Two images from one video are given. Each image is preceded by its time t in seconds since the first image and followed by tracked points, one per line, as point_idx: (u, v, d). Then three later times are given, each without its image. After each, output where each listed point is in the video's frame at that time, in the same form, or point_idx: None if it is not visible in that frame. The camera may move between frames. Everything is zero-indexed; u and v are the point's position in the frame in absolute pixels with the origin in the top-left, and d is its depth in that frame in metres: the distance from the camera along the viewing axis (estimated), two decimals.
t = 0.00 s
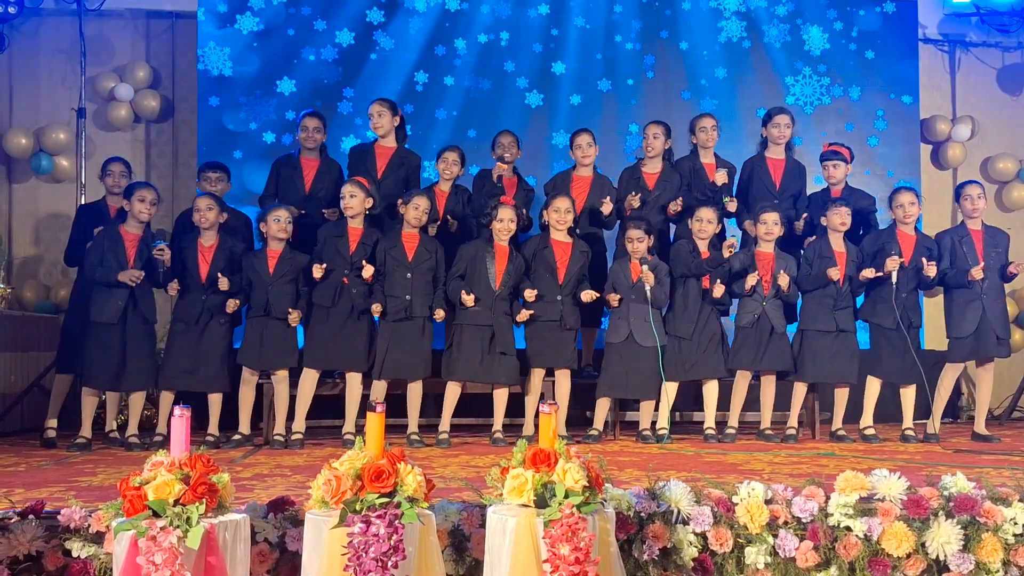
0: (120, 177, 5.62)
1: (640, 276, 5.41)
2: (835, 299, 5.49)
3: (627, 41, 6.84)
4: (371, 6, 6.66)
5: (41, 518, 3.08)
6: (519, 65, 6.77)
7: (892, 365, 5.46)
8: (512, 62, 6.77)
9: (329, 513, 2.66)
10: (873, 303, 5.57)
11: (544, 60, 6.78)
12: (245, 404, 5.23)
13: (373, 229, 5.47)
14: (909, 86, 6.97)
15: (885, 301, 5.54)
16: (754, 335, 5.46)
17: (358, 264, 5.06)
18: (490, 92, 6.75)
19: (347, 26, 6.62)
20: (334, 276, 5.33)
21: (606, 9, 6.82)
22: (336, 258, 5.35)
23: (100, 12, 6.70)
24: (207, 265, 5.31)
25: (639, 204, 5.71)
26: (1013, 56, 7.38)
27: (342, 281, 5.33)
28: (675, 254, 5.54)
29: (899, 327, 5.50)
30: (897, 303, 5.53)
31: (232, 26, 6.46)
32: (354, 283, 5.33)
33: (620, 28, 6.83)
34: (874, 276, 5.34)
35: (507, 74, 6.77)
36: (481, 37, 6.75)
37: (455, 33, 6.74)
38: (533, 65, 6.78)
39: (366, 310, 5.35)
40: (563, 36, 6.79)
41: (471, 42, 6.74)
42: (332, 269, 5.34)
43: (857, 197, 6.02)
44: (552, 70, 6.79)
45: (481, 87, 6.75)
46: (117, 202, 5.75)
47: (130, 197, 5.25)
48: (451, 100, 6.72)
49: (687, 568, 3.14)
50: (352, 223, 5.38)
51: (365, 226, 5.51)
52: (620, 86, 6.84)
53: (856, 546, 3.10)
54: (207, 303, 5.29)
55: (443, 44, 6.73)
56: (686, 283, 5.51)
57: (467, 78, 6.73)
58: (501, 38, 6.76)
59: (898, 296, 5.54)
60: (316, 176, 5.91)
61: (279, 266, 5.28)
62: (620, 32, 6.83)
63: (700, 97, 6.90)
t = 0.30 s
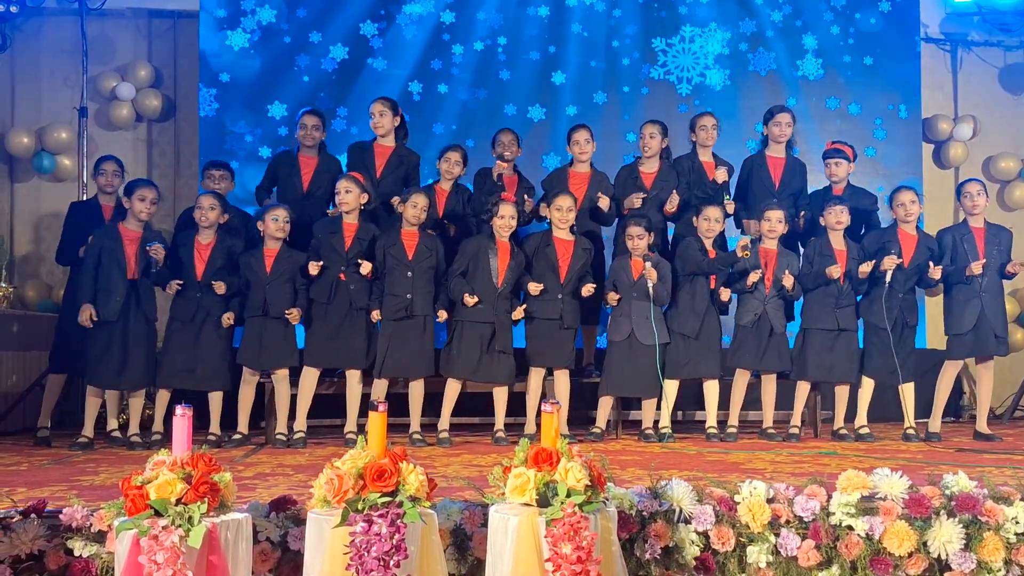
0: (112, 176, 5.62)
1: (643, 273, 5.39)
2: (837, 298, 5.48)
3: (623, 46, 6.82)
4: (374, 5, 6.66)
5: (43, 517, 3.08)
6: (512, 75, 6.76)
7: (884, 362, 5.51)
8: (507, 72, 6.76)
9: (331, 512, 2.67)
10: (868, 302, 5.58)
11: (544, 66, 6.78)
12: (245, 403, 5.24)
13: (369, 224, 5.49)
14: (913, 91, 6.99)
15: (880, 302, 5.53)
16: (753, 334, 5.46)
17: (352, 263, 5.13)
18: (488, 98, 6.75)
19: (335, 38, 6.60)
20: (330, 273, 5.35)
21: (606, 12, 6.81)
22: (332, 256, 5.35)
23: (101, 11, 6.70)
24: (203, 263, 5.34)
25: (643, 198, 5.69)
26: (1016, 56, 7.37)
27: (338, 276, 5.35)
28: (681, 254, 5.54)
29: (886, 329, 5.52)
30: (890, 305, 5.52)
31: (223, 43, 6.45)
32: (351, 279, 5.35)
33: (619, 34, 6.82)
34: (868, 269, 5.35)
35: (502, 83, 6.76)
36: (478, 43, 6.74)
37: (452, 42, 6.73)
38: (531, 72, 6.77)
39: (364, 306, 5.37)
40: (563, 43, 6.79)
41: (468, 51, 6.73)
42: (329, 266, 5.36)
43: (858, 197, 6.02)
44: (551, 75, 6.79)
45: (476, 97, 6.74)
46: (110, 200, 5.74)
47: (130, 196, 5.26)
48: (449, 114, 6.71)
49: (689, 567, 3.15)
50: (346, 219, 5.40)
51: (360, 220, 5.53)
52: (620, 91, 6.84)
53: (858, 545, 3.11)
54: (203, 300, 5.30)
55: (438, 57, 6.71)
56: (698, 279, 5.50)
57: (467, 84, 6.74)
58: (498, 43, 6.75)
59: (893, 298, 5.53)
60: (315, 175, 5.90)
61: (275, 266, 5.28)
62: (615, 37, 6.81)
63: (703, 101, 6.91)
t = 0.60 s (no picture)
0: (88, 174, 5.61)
1: (631, 271, 5.41)
2: (828, 297, 5.50)
3: (619, 53, 6.83)
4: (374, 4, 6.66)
5: (44, 516, 3.08)
6: (505, 83, 6.76)
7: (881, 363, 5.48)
8: (501, 82, 6.76)
9: (332, 510, 2.67)
10: (859, 305, 5.55)
11: (542, 73, 6.79)
12: (242, 402, 5.24)
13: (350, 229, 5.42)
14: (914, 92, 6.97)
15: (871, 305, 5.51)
16: (749, 334, 5.46)
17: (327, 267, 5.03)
18: (484, 104, 6.76)
19: (323, 50, 6.60)
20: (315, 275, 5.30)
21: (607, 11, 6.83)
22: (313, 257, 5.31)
23: (102, 9, 6.70)
24: (187, 262, 5.33)
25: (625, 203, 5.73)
26: (1018, 53, 7.35)
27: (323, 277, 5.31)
28: (675, 258, 5.52)
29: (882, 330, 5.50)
30: (880, 305, 5.51)
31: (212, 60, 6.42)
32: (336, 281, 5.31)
33: (619, 41, 6.83)
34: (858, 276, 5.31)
35: (496, 94, 6.76)
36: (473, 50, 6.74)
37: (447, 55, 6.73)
38: (528, 81, 6.78)
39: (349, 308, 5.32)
40: (562, 49, 6.80)
41: (466, 60, 6.73)
42: (312, 268, 5.31)
43: (852, 196, 6.02)
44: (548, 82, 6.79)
45: (471, 108, 6.75)
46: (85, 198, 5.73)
47: (117, 199, 5.28)
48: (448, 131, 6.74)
49: (690, 566, 3.15)
50: (325, 221, 5.37)
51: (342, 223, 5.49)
52: (616, 98, 6.83)
53: (859, 543, 3.11)
54: (190, 298, 5.31)
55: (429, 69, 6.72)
56: (693, 283, 5.49)
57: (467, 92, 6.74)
58: (495, 50, 6.76)
59: (883, 298, 5.51)
60: (302, 175, 5.90)
61: (262, 265, 5.29)
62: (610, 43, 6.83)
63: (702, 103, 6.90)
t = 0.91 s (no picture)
0: (66, 170, 5.68)
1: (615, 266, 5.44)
2: (811, 293, 5.50)
3: (617, 57, 6.83)
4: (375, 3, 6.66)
5: (45, 516, 3.08)
6: (502, 90, 6.76)
7: (876, 362, 5.48)
8: (500, 87, 6.76)
9: (333, 510, 2.67)
10: (852, 299, 5.55)
11: (540, 82, 6.78)
12: (240, 401, 5.24)
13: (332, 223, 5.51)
14: (915, 94, 6.98)
15: (865, 299, 5.51)
16: (740, 336, 5.46)
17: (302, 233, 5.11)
18: (480, 109, 6.75)
19: (318, 58, 6.60)
20: (297, 269, 5.33)
21: (609, 9, 6.83)
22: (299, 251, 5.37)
23: (102, 8, 6.69)
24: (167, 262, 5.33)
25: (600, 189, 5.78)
26: (1019, 52, 7.36)
27: (305, 274, 5.33)
28: (664, 255, 5.50)
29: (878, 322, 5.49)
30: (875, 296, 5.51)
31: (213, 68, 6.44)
32: (320, 275, 5.35)
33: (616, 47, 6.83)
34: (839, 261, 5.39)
35: (491, 101, 6.76)
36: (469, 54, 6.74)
37: (441, 67, 6.73)
38: (525, 89, 6.77)
39: (333, 301, 5.36)
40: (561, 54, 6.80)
41: (464, 68, 6.74)
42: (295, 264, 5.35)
43: (844, 194, 6.03)
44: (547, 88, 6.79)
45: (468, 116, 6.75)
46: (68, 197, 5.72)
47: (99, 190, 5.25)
48: (440, 142, 6.71)
49: (691, 566, 3.14)
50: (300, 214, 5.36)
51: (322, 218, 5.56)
52: (612, 106, 6.82)
53: (859, 543, 3.12)
54: (174, 297, 5.31)
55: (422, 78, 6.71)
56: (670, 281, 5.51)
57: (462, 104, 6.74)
58: (491, 57, 6.76)
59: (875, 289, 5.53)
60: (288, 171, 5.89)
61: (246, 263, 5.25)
62: (608, 47, 6.83)
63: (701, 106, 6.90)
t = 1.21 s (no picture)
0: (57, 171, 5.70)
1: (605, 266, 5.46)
2: (809, 295, 5.50)
3: (618, 56, 6.84)
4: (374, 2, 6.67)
5: (44, 515, 3.08)
6: (499, 97, 6.75)
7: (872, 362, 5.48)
8: (496, 95, 6.76)
9: (333, 509, 2.67)
10: (845, 306, 5.54)
11: (535, 92, 6.78)
12: (237, 401, 5.24)
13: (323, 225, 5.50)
14: (915, 97, 6.98)
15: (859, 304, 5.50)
16: (735, 334, 5.47)
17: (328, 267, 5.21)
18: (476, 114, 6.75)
19: (316, 64, 6.61)
20: (292, 272, 5.33)
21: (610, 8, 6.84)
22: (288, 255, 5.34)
23: (101, 7, 6.69)
24: (157, 262, 5.34)
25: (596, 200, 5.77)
26: (1018, 52, 7.36)
27: (300, 276, 5.34)
28: (655, 259, 5.50)
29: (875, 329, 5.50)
30: (867, 303, 5.52)
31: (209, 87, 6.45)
32: (314, 277, 5.37)
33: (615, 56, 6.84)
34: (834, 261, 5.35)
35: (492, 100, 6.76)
36: (466, 60, 6.74)
37: (433, 80, 6.73)
38: (521, 96, 6.77)
39: (329, 302, 5.36)
40: (555, 64, 6.79)
41: (462, 74, 6.74)
42: (289, 266, 5.34)
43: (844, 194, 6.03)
44: (544, 100, 6.79)
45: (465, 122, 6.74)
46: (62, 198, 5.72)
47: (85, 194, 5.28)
48: (435, 146, 6.70)
49: (690, 564, 3.14)
50: (294, 218, 5.41)
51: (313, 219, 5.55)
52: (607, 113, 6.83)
53: (859, 542, 3.12)
54: (167, 299, 5.32)
55: (420, 81, 6.72)
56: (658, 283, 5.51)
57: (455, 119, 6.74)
58: (485, 66, 6.75)
59: (868, 295, 5.53)
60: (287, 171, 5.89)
61: (243, 263, 5.31)
62: (603, 55, 6.83)
63: (699, 109, 6.90)
